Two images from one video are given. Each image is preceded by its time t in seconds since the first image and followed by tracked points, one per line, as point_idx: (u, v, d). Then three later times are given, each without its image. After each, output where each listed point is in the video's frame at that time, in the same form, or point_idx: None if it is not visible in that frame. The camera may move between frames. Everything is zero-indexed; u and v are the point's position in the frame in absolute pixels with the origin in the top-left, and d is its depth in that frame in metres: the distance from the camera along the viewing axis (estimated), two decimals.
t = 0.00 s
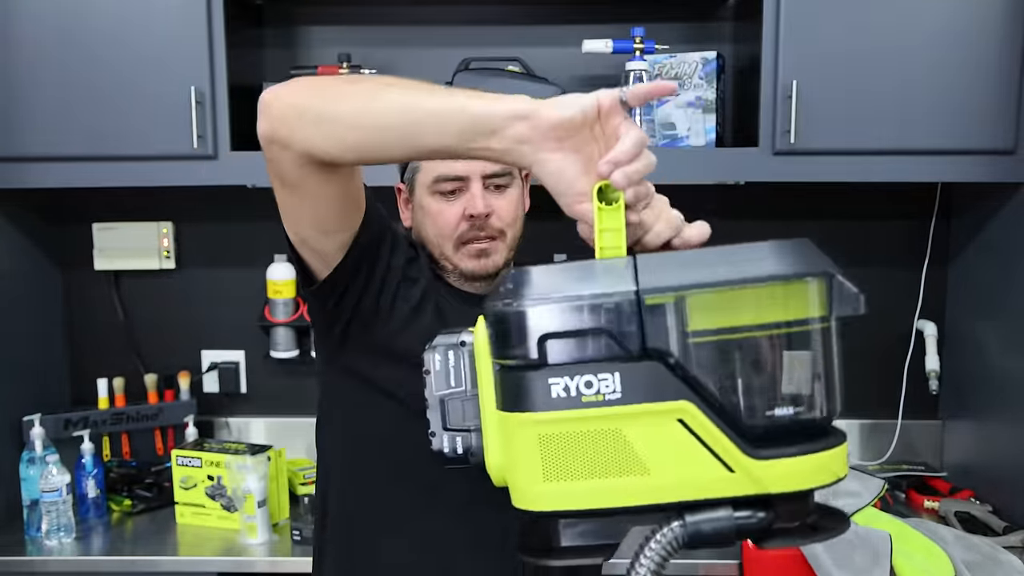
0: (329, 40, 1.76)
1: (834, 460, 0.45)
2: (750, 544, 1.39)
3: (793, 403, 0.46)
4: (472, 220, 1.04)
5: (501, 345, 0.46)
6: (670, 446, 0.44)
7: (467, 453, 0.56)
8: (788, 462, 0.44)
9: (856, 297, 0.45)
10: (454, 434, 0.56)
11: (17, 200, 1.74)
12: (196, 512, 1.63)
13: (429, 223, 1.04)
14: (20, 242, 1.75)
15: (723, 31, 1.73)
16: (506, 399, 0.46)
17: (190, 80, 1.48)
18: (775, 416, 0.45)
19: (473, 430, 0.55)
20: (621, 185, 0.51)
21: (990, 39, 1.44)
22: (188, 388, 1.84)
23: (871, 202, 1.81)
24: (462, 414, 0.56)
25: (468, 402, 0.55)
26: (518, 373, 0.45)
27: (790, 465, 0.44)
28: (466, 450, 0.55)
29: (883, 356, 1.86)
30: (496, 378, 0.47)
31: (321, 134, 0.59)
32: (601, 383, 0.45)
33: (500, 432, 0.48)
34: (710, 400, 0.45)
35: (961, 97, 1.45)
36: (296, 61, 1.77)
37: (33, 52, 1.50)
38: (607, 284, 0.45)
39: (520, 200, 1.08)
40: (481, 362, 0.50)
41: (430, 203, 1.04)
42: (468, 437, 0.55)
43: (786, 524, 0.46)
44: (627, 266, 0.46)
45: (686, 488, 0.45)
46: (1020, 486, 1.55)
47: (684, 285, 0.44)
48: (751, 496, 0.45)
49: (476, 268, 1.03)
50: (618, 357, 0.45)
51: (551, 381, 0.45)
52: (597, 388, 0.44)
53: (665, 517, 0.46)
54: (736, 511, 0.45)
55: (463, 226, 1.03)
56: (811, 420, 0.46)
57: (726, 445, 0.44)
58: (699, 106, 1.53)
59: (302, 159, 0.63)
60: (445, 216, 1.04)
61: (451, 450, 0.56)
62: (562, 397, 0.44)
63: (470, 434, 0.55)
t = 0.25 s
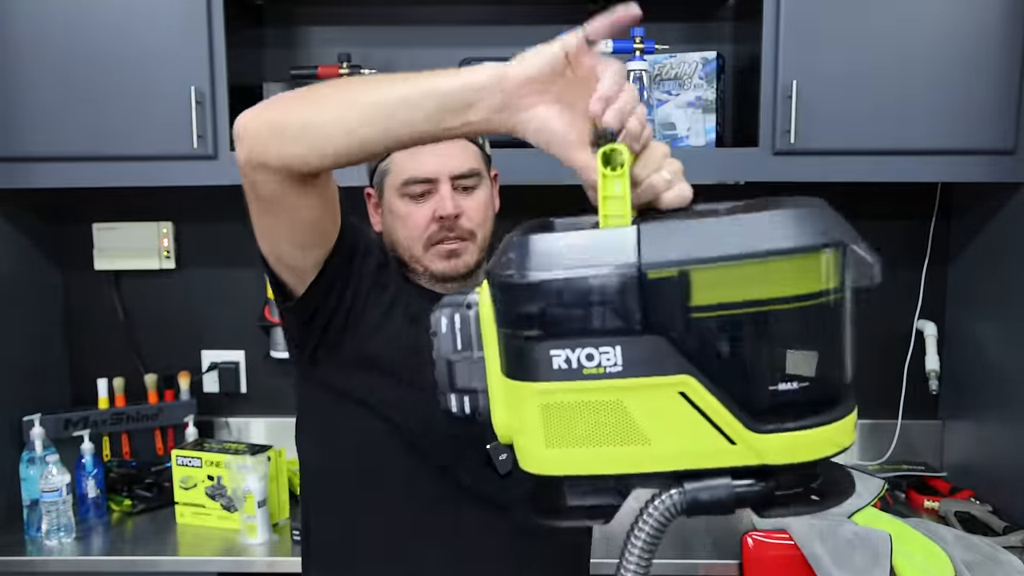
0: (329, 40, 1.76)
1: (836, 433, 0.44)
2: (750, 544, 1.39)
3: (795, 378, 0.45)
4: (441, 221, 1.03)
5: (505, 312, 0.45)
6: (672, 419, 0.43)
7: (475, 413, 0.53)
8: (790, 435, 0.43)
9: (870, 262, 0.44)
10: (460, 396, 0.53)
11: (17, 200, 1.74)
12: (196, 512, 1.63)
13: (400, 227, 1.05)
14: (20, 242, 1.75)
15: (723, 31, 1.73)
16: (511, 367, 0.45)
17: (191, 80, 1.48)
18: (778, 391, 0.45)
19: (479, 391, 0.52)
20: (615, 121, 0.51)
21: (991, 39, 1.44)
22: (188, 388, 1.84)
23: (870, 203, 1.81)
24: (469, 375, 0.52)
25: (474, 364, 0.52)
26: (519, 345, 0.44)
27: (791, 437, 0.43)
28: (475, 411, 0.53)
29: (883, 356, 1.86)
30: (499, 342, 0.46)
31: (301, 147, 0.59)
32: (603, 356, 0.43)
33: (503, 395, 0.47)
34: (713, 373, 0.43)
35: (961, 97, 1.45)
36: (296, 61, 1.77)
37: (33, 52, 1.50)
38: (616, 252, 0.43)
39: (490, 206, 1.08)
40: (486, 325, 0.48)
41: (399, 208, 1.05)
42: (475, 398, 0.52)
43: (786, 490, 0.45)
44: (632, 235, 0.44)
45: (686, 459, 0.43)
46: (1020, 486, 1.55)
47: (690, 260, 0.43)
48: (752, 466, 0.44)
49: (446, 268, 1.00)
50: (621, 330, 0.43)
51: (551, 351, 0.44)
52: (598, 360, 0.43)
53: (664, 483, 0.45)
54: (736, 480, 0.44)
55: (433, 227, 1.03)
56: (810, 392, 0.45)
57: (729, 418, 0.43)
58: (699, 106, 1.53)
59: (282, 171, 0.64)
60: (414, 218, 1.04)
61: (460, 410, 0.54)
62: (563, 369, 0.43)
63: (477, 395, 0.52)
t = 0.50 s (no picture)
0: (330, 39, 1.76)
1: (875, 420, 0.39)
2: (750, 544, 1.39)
3: (838, 365, 0.39)
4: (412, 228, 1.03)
5: (531, 287, 0.40)
6: (703, 405, 0.38)
7: (499, 386, 0.48)
8: (825, 420, 0.39)
9: (909, 249, 0.40)
10: (487, 367, 0.48)
11: (17, 200, 1.74)
12: (196, 512, 1.62)
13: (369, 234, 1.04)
14: (20, 242, 1.75)
15: (723, 31, 1.73)
16: (538, 344, 0.40)
17: (191, 80, 1.48)
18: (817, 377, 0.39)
19: (503, 364, 0.46)
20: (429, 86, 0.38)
21: (991, 40, 1.44)
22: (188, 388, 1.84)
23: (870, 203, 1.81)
24: (494, 348, 0.46)
25: (499, 339, 0.46)
26: (545, 322, 0.39)
27: (827, 424, 0.39)
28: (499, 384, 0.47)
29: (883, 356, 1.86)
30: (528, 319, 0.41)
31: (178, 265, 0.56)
32: (639, 342, 0.38)
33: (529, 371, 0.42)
34: (754, 356, 0.38)
35: (960, 97, 1.45)
36: (296, 61, 1.77)
37: (33, 51, 1.50)
38: (651, 240, 0.38)
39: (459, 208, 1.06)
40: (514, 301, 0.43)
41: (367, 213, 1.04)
42: (500, 370, 0.47)
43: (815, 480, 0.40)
44: (670, 222, 0.38)
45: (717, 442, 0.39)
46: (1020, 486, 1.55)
47: (733, 247, 0.37)
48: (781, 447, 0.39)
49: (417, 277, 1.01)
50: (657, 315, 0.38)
51: (587, 337, 0.39)
52: (633, 345, 0.38)
53: (692, 460, 0.39)
54: (766, 464, 0.39)
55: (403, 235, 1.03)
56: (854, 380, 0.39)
57: (763, 403, 0.38)
58: (699, 106, 1.53)
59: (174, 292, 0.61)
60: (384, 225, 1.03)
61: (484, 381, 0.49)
62: (597, 352, 0.39)
63: (502, 368, 0.47)
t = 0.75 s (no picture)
0: (330, 39, 1.76)
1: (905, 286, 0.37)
2: (750, 544, 1.39)
3: (882, 237, 0.35)
4: (365, 228, 1.10)
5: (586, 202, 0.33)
6: (775, 300, 0.34)
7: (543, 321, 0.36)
8: (878, 292, 0.36)
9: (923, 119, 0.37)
10: (529, 301, 0.36)
11: (17, 200, 1.74)
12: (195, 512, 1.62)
13: (324, 237, 1.12)
14: (20, 241, 1.75)
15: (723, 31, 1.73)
16: (599, 263, 0.33)
17: (190, 80, 1.48)
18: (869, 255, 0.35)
19: (557, 296, 0.36)
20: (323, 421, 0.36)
21: (990, 40, 1.44)
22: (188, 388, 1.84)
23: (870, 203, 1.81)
24: (543, 281, 0.35)
25: (553, 270, 0.35)
26: (608, 240, 0.33)
27: (879, 294, 0.36)
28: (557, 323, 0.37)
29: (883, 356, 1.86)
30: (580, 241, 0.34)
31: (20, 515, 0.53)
32: (714, 243, 0.32)
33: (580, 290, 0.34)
34: (824, 243, 0.34)
35: (960, 97, 1.45)
36: (296, 61, 1.77)
37: (33, 51, 1.50)
38: (718, 135, 0.32)
39: (411, 210, 1.15)
40: (566, 218, 0.34)
41: (320, 217, 1.12)
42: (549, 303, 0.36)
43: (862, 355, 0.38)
44: (731, 116, 0.33)
45: (789, 332, 0.35)
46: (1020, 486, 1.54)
47: (801, 131, 0.32)
48: (840, 329, 0.36)
49: (373, 277, 1.09)
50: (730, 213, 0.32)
51: (667, 249, 0.32)
52: (710, 248, 0.32)
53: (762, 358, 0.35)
54: (831, 345, 0.36)
55: (356, 235, 1.10)
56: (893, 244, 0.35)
57: (830, 287, 0.34)
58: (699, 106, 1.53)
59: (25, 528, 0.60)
60: (338, 228, 1.11)
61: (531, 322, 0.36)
62: (673, 263, 0.32)
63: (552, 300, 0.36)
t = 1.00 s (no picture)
0: (330, 39, 1.76)
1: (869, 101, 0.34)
2: (750, 544, 1.38)
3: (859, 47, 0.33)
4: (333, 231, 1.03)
5: None
6: (768, 83, 0.32)
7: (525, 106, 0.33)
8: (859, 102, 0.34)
9: None
10: (515, 82, 0.33)
11: (17, 200, 1.74)
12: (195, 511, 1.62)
13: (290, 243, 1.06)
14: (20, 242, 1.75)
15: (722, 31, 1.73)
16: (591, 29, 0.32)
17: (190, 79, 1.48)
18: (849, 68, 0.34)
19: (542, 77, 0.33)
20: None
21: (990, 39, 1.44)
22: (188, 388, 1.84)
23: (869, 203, 1.82)
24: (526, 59, 0.33)
25: (536, 44, 0.33)
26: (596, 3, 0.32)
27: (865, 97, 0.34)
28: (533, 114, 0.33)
29: (883, 356, 1.86)
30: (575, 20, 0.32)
31: None
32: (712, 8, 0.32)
33: (574, 61, 0.32)
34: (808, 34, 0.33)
35: (960, 96, 1.45)
36: (296, 61, 1.77)
37: (32, 50, 1.50)
38: None
39: (381, 209, 1.08)
40: None
41: (283, 222, 1.05)
42: (532, 84, 0.33)
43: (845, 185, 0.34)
44: None
45: (782, 129, 0.32)
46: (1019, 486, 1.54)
47: None
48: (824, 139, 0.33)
49: (345, 283, 1.02)
50: None
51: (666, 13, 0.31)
52: (709, 14, 0.32)
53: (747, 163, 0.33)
54: (813, 157, 0.33)
55: (325, 238, 1.03)
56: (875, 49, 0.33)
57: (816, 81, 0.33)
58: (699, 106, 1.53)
59: None
60: (303, 232, 1.04)
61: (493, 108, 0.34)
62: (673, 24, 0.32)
63: (539, 81, 0.33)
